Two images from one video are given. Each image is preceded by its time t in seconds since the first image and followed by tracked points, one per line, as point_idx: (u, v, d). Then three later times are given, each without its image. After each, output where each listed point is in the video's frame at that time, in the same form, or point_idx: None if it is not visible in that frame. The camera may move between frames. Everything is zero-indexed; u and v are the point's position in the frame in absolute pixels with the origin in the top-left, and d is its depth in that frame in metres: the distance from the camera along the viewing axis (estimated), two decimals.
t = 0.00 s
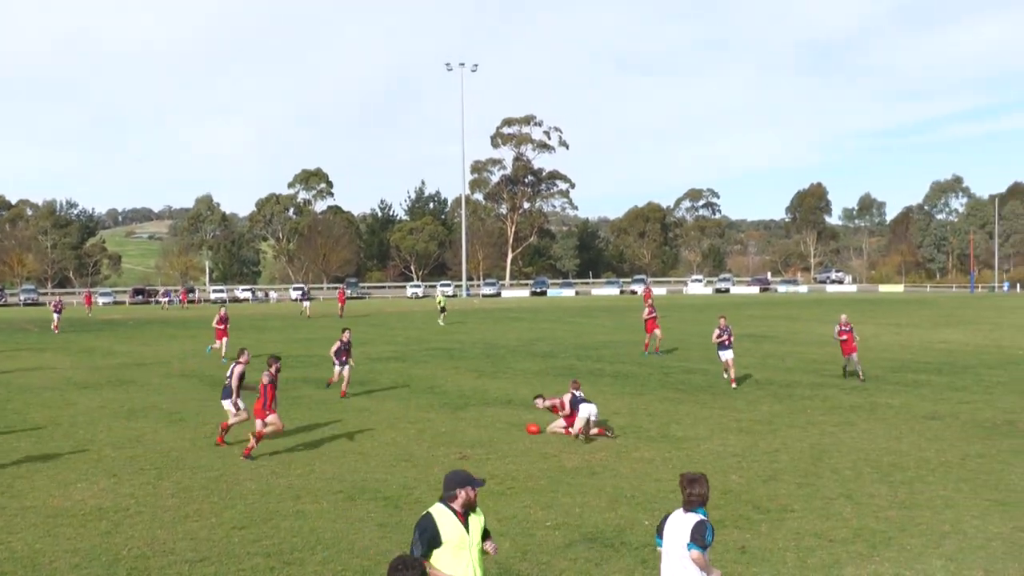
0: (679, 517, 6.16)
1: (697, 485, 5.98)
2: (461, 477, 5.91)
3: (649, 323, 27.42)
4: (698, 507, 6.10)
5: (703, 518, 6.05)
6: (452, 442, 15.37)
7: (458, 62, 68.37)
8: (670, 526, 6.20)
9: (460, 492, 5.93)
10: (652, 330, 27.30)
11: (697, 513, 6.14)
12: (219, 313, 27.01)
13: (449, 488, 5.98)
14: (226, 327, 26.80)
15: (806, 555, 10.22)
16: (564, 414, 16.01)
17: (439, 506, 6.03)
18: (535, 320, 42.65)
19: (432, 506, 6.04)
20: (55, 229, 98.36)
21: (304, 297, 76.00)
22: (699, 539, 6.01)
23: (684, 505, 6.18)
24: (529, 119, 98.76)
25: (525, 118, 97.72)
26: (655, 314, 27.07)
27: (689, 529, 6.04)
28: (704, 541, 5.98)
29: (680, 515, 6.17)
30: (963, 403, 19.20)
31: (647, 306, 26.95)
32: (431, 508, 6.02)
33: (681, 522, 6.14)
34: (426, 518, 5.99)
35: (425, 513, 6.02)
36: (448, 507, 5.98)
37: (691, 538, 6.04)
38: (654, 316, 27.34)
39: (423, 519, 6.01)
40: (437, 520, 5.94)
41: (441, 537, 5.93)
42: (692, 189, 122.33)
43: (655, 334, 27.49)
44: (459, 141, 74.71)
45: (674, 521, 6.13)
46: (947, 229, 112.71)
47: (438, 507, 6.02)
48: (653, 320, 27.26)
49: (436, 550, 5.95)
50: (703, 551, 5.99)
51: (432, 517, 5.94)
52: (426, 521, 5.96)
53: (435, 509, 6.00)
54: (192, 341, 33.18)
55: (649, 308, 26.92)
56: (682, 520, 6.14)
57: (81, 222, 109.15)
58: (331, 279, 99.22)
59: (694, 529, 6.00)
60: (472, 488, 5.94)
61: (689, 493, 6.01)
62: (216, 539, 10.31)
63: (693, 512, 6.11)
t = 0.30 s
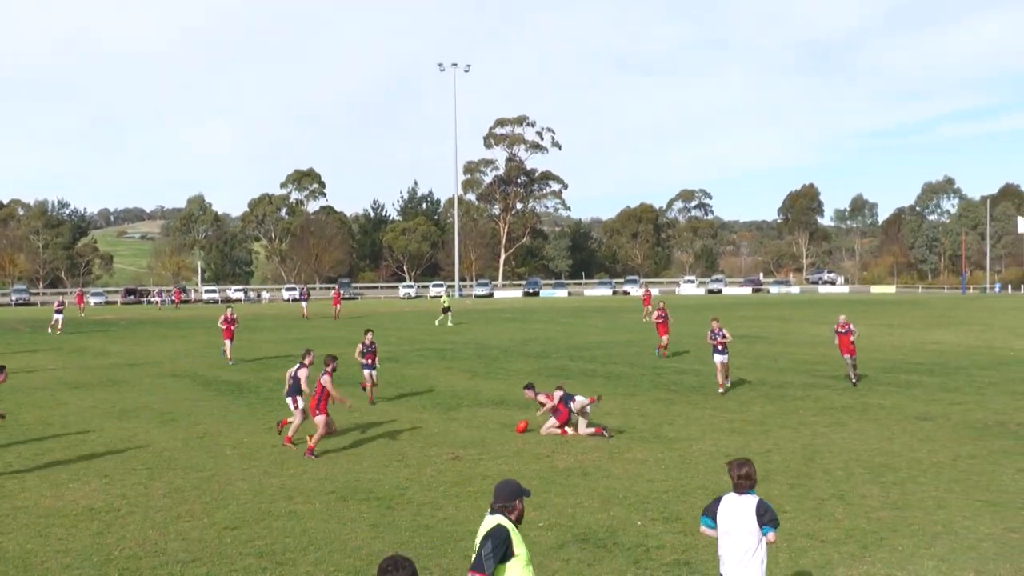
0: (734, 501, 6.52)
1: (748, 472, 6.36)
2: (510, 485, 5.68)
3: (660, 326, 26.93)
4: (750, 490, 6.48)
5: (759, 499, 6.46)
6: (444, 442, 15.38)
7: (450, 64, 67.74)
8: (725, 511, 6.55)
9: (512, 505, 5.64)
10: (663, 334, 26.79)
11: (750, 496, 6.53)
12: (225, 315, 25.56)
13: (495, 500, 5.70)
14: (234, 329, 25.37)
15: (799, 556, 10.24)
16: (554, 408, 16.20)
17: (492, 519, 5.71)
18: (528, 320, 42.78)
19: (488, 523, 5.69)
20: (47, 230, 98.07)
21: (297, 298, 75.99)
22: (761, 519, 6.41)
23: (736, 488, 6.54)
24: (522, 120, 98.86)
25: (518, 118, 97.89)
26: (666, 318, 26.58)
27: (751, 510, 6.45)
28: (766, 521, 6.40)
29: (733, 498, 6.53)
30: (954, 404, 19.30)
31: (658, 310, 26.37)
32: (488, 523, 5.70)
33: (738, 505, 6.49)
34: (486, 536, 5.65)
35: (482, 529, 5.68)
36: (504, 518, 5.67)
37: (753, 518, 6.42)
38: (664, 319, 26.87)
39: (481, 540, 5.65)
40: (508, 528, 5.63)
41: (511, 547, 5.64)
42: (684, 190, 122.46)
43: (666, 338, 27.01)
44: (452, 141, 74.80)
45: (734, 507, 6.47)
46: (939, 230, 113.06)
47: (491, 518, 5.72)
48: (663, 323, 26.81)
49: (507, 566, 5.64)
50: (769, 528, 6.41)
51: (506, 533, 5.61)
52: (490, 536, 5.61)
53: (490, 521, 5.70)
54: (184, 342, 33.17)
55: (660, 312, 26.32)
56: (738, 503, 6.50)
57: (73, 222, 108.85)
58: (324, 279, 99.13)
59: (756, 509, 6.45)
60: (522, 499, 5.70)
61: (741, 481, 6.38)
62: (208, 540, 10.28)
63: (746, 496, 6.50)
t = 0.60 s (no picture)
0: (785, 492, 7.24)
1: (799, 463, 7.12)
2: (569, 500, 5.75)
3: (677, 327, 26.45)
4: (799, 484, 7.21)
5: (808, 490, 7.15)
6: (444, 442, 15.40)
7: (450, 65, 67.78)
8: (779, 503, 7.25)
9: (575, 518, 5.69)
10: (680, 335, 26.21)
11: (798, 488, 7.24)
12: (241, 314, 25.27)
13: (558, 516, 5.74)
14: (252, 330, 25.18)
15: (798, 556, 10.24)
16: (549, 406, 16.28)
17: (558, 534, 5.68)
18: (528, 321, 42.89)
19: (553, 542, 5.63)
20: (48, 230, 98.50)
21: (297, 298, 76.00)
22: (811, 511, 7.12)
23: (785, 482, 7.28)
24: (522, 120, 98.95)
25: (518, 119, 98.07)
26: (683, 319, 26.07)
27: (797, 500, 7.14)
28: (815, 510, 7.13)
29: (783, 490, 7.25)
30: (956, 404, 19.28)
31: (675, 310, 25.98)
32: (554, 541, 5.64)
33: (789, 498, 7.20)
34: (551, 557, 5.56)
35: (550, 548, 5.64)
36: (569, 533, 5.69)
37: (802, 508, 7.11)
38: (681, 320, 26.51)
39: (549, 560, 5.57)
40: (576, 544, 5.57)
41: (581, 561, 5.57)
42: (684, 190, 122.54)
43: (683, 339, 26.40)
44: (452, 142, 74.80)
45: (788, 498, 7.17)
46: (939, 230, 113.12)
47: (554, 532, 5.71)
48: (681, 324, 26.29)
49: None
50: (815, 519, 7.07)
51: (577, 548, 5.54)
52: (557, 557, 5.53)
53: (556, 537, 5.66)
54: (185, 342, 33.20)
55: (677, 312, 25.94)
56: (789, 496, 7.20)
57: (73, 222, 109.01)
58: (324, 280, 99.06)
59: (803, 498, 7.11)
60: (584, 512, 5.76)
61: (793, 471, 7.14)
62: (209, 541, 10.27)
63: (795, 488, 7.22)
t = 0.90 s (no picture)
0: (832, 487, 7.37)
1: (851, 459, 7.21)
2: (645, 512, 5.77)
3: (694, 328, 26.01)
4: (849, 478, 7.35)
5: (859, 487, 7.31)
6: (447, 442, 15.41)
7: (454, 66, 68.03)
8: (829, 499, 7.36)
9: (651, 531, 5.72)
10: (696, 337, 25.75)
11: (847, 484, 7.39)
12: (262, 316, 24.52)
13: (632, 528, 5.77)
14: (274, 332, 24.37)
15: (802, 558, 10.20)
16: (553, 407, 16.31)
17: (635, 548, 5.72)
18: (531, 321, 42.98)
19: (631, 555, 5.67)
20: (51, 231, 99.17)
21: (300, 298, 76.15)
22: (860, 506, 7.25)
23: (835, 476, 7.39)
24: (526, 120, 98.98)
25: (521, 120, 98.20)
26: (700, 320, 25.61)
27: (852, 497, 7.28)
28: (865, 505, 7.24)
29: (833, 484, 7.38)
30: (959, 405, 19.20)
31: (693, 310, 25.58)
32: (632, 555, 5.67)
33: (841, 493, 7.33)
34: (631, 571, 5.61)
35: (626, 563, 5.66)
36: (646, 546, 5.72)
37: (856, 505, 7.27)
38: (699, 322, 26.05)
39: (628, 574, 5.62)
40: (654, 558, 5.62)
41: (659, 575, 5.62)
42: (688, 190, 122.42)
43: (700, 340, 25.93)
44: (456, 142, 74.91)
45: (838, 495, 7.29)
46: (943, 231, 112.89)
47: (631, 545, 5.74)
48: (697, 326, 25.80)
49: None
50: (867, 515, 7.27)
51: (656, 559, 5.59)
52: (637, 569, 5.58)
53: (634, 551, 5.68)
54: (189, 342, 33.26)
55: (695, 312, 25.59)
56: (839, 492, 7.33)
57: (78, 222, 109.36)
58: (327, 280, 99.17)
59: (857, 496, 7.27)
60: (659, 524, 5.79)
61: (845, 468, 7.24)
62: (213, 541, 10.29)
63: (845, 483, 7.36)
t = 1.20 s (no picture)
0: (872, 486, 7.62)
1: (886, 459, 7.52)
2: (721, 507, 5.71)
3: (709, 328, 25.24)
4: (886, 475, 7.61)
5: (896, 483, 7.57)
6: (453, 442, 15.40)
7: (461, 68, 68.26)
8: (869, 497, 7.60)
9: (728, 526, 5.68)
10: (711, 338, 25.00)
11: (885, 481, 7.64)
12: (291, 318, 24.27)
13: (710, 523, 5.72)
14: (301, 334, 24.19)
15: (808, 559, 10.16)
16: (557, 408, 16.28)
17: (716, 543, 5.68)
18: (537, 321, 43.05)
19: (715, 552, 5.62)
20: (59, 231, 99.46)
21: (306, 298, 76.27)
22: (900, 502, 7.49)
23: (872, 474, 7.65)
24: (532, 121, 99.00)
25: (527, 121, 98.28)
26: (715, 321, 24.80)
27: (891, 495, 7.52)
28: (905, 502, 7.49)
29: (871, 483, 7.63)
30: (966, 407, 19.10)
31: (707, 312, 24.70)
32: (716, 552, 5.61)
33: (880, 491, 7.58)
34: (717, 569, 5.56)
35: (712, 562, 5.59)
36: (728, 541, 5.68)
37: (896, 503, 7.51)
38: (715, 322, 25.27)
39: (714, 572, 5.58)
40: (740, 555, 5.59)
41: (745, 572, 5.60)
42: (694, 190, 122.30)
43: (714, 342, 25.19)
44: (462, 142, 74.98)
45: (878, 493, 7.54)
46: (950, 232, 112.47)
47: (711, 541, 5.69)
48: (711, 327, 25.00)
49: None
50: (908, 510, 7.52)
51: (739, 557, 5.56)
52: (724, 568, 5.54)
53: (716, 547, 5.64)
54: (195, 341, 33.33)
55: (710, 313, 24.76)
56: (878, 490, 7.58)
57: (85, 222, 109.68)
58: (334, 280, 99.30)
59: (897, 492, 7.52)
60: (736, 519, 5.73)
61: (881, 467, 7.52)
62: (218, 540, 10.28)
63: (883, 481, 7.61)
